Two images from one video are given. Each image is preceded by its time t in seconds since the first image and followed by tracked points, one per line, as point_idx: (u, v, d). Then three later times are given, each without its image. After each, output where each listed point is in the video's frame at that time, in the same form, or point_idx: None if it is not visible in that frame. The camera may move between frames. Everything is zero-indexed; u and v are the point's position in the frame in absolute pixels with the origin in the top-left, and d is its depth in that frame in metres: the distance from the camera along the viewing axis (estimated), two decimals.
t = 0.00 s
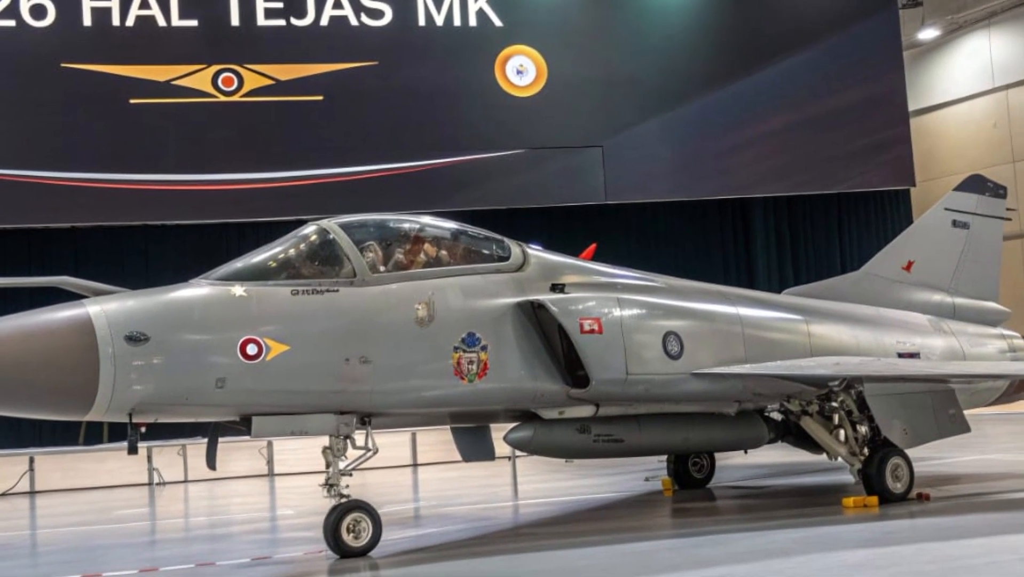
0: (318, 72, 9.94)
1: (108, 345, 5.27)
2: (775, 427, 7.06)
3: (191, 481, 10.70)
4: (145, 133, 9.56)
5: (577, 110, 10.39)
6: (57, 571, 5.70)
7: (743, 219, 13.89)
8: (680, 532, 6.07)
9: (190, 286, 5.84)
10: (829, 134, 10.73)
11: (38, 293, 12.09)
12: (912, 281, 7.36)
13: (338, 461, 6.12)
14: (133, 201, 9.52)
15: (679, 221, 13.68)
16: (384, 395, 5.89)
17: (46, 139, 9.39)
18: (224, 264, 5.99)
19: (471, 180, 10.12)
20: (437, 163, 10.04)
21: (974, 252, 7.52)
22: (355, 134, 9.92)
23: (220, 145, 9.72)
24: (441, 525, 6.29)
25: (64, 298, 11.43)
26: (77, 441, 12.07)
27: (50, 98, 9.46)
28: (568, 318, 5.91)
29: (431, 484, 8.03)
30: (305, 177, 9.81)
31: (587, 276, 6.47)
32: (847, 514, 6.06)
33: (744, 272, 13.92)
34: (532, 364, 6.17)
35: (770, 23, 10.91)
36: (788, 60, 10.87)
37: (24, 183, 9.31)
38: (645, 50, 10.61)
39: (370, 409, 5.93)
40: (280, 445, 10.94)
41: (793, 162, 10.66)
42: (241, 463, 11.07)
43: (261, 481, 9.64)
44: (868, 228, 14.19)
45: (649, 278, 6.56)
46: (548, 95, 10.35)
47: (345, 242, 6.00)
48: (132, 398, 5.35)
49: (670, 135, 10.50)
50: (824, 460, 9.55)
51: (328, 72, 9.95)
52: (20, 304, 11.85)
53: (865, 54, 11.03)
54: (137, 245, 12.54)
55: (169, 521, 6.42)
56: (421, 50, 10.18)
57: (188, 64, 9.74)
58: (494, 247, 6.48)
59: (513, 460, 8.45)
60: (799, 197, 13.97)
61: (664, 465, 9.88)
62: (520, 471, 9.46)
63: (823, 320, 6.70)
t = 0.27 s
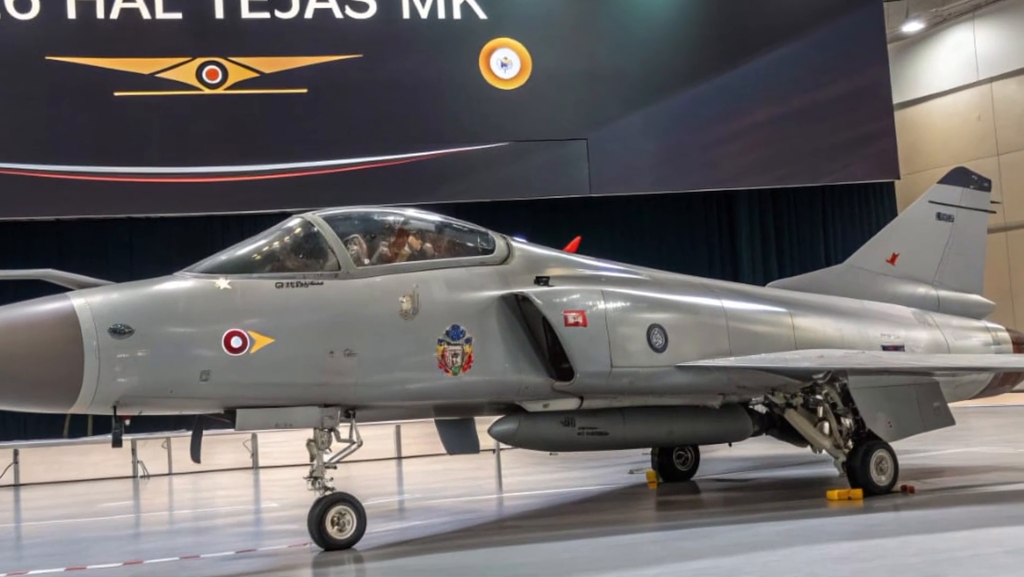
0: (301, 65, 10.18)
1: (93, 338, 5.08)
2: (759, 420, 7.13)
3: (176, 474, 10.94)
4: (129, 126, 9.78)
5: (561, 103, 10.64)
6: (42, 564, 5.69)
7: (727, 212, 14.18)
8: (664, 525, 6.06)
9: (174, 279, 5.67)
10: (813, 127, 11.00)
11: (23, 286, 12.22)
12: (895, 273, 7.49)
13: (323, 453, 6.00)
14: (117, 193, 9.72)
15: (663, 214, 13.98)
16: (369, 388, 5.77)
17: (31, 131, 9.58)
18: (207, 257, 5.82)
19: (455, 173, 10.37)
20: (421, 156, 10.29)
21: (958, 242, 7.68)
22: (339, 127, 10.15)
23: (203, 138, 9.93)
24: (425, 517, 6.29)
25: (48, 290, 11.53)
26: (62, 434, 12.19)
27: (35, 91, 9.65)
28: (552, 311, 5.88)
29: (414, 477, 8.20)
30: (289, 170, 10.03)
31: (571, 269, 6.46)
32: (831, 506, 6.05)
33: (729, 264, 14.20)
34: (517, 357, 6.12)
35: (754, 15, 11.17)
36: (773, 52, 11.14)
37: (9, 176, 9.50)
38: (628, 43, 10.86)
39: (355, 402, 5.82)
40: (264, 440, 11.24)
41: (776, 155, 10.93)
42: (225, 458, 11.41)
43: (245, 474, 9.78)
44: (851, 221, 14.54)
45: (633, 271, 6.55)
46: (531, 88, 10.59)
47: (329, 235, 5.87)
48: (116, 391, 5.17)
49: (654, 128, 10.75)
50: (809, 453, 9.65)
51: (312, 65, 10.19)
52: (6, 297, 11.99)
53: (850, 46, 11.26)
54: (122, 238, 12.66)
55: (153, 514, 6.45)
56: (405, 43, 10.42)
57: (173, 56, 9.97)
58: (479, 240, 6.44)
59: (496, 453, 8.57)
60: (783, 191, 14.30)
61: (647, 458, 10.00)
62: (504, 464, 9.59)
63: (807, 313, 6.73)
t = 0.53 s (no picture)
0: (285, 58, 10.29)
1: (77, 331, 5.05)
2: (742, 412, 7.18)
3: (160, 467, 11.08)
4: (114, 118, 9.90)
5: (545, 96, 10.77)
6: (26, 557, 5.69)
7: (712, 205, 14.44)
8: (648, 518, 6.05)
9: (158, 272, 5.61)
10: (797, 120, 11.20)
11: (7, 278, 12.30)
12: (880, 266, 7.52)
13: (307, 446, 5.94)
14: (101, 186, 9.85)
15: (647, 208, 14.22)
16: (353, 380, 5.74)
17: (15, 124, 9.69)
18: (191, 250, 5.76)
19: (440, 165, 10.50)
20: (406, 149, 10.41)
21: (942, 235, 7.71)
22: (324, 120, 10.27)
23: (187, 130, 10.05)
24: (409, 510, 6.30)
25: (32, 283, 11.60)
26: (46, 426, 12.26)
27: (19, 84, 9.76)
28: (537, 304, 5.86)
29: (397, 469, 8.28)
30: (273, 163, 10.16)
31: (555, 262, 6.46)
32: (815, 499, 6.04)
33: (712, 257, 14.45)
34: (501, 350, 6.11)
35: (738, 9, 11.34)
36: (757, 45, 11.31)
37: None
38: (613, 36, 11.00)
39: (339, 394, 5.78)
40: (248, 432, 11.43)
41: (761, 147, 11.12)
42: (209, 450, 11.56)
43: (229, 467, 9.87)
44: (835, 213, 14.94)
45: (617, 264, 6.57)
46: (516, 81, 10.72)
47: (313, 228, 5.85)
48: (101, 384, 5.12)
49: (639, 121, 10.90)
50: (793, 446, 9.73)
51: (296, 58, 10.29)
52: None
53: (833, 39, 11.48)
54: (106, 230, 12.74)
55: (137, 506, 6.46)
56: (390, 36, 10.53)
57: (157, 49, 10.08)
58: (463, 233, 6.44)
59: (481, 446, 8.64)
60: (767, 185, 14.62)
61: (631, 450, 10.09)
62: (487, 457, 9.68)
63: (791, 306, 6.75)
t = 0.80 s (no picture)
0: (269, 51, 10.33)
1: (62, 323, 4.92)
2: (728, 405, 7.22)
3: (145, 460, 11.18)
4: (98, 111, 9.91)
5: (530, 89, 10.81)
6: (10, 550, 5.68)
7: (697, 197, 14.49)
8: (633, 510, 6.05)
9: (142, 265, 5.50)
10: (782, 112, 11.25)
11: None
12: (864, 259, 7.55)
13: (292, 439, 5.88)
14: (84, 179, 9.85)
15: (632, 200, 14.28)
16: (338, 373, 5.66)
17: None
18: (176, 243, 5.68)
19: (425, 159, 10.53)
20: (390, 141, 10.43)
21: (927, 230, 7.75)
22: (308, 113, 10.31)
23: (172, 123, 10.08)
24: (394, 503, 6.30)
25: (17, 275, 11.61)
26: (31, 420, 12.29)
27: (4, 77, 9.78)
28: (521, 297, 5.84)
29: (382, 463, 8.32)
30: (256, 155, 10.19)
31: (540, 255, 6.45)
32: (800, 492, 6.02)
33: (697, 250, 14.51)
34: (485, 342, 6.09)
35: (722, 3, 11.40)
36: (741, 38, 11.35)
37: None
38: (597, 30, 11.06)
39: (324, 387, 5.70)
40: (233, 425, 11.55)
41: (744, 141, 11.17)
42: (194, 442, 11.67)
43: (213, 460, 9.93)
44: (820, 205, 14.87)
45: (602, 257, 6.57)
46: (501, 73, 10.77)
47: (298, 220, 5.78)
48: (85, 377, 4.99)
49: (623, 113, 10.93)
50: (777, 439, 9.79)
51: (280, 51, 10.34)
52: None
53: (818, 32, 11.50)
54: (90, 223, 12.76)
55: (121, 500, 6.47)
56: (374, 29, 10.57)
57: (142, 42, 10.08)
58: (448, 226, 6.41)
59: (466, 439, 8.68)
60: (753, 178, 14.66)
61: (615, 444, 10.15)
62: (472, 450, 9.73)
63: (775, 299, 6.77)
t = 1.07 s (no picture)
0: (254, 44, 10.34)
1: (46, 316, 4.84)
2: (712, 398, 7.28)
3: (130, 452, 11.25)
4: (83, 104, 9.94)
5: (514, 81, 10.83)
6: None
7: (681, 189, 14.54)
8: (616, 503, 6.04)
9: (126, 257, 5.43)
10: (767, 105, 11.33)
11: None
12: (849, 251, 7.57)
13: (276, 432, 5.84)
14: (68, 171, 9.88)
15: (616, 192, 14.31)
16: (322, 366, 5.62)
17: None
18: (159, 236, 5.61)
19: (408, 151, 10.57)
20: (374, 134, 10.47)
21: (911, 223, 7.79)
22: (293, 105, 10.33)
23: (157, 115, 10.12)
24: (378, 496, 6.30)
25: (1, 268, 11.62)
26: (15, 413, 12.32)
27: None
28: (505, 290, 5.82)
29: (366, 456, 8.33)
30: (239, 148, 10.23)
31: (524, 247, 6.45)
32: (785, 484, 6.01)
33: (681, 242, 14.55)
34: (469, 335, 6.07)
35: None
36: (725, 31, 11.39)
37: None
38: (581, 23, 11.08)
39: (308, 379, 5.66)
40: (218, 418, 11.62)
41: (729, 134, 11.25)
42: (178, 434, 11.75)
43: (198, 452, 9.97)
44: (805, 198, 14.93)
45: (586, 250, 6.57)
46: (485, 65, 10.78)
47: (282, 212, 5.72)
48: (69, 370, 4.91)
49: (607, 107, 10.99)
50: (759, 430, 9.84)
51: (264, 44, 10.36)
52: None
53: (803, 26, 11.57)
54: (75, 216, 12.77)
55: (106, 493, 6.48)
56: (359, 22, 10.58)
57: (126, 34, 10.11)
58: (432, 219, 6.39)
59: (451, 433, 8.70)
60: (737, 170, 14.70)
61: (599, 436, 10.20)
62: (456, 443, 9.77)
63: (759, 291, 6.78)
